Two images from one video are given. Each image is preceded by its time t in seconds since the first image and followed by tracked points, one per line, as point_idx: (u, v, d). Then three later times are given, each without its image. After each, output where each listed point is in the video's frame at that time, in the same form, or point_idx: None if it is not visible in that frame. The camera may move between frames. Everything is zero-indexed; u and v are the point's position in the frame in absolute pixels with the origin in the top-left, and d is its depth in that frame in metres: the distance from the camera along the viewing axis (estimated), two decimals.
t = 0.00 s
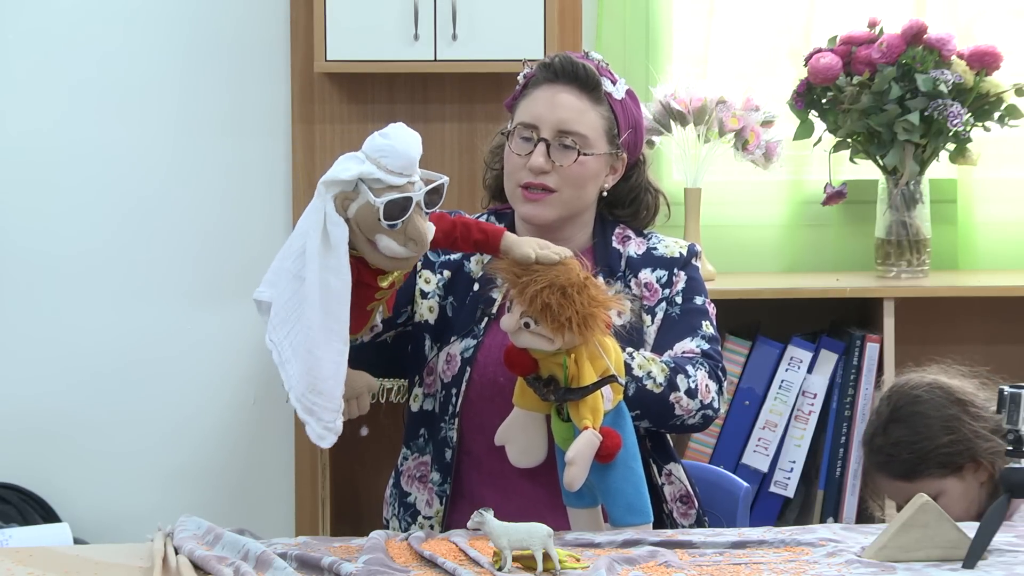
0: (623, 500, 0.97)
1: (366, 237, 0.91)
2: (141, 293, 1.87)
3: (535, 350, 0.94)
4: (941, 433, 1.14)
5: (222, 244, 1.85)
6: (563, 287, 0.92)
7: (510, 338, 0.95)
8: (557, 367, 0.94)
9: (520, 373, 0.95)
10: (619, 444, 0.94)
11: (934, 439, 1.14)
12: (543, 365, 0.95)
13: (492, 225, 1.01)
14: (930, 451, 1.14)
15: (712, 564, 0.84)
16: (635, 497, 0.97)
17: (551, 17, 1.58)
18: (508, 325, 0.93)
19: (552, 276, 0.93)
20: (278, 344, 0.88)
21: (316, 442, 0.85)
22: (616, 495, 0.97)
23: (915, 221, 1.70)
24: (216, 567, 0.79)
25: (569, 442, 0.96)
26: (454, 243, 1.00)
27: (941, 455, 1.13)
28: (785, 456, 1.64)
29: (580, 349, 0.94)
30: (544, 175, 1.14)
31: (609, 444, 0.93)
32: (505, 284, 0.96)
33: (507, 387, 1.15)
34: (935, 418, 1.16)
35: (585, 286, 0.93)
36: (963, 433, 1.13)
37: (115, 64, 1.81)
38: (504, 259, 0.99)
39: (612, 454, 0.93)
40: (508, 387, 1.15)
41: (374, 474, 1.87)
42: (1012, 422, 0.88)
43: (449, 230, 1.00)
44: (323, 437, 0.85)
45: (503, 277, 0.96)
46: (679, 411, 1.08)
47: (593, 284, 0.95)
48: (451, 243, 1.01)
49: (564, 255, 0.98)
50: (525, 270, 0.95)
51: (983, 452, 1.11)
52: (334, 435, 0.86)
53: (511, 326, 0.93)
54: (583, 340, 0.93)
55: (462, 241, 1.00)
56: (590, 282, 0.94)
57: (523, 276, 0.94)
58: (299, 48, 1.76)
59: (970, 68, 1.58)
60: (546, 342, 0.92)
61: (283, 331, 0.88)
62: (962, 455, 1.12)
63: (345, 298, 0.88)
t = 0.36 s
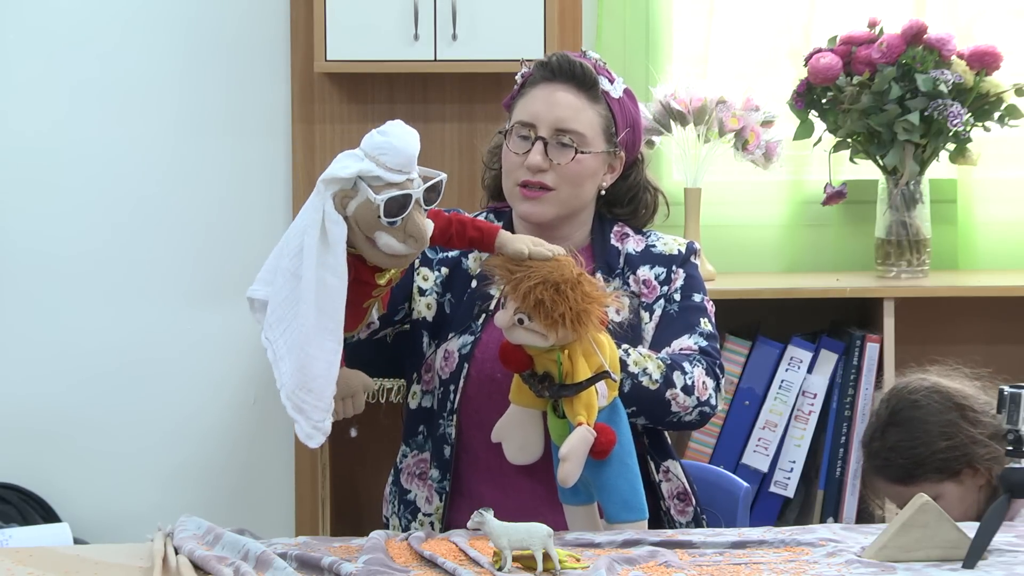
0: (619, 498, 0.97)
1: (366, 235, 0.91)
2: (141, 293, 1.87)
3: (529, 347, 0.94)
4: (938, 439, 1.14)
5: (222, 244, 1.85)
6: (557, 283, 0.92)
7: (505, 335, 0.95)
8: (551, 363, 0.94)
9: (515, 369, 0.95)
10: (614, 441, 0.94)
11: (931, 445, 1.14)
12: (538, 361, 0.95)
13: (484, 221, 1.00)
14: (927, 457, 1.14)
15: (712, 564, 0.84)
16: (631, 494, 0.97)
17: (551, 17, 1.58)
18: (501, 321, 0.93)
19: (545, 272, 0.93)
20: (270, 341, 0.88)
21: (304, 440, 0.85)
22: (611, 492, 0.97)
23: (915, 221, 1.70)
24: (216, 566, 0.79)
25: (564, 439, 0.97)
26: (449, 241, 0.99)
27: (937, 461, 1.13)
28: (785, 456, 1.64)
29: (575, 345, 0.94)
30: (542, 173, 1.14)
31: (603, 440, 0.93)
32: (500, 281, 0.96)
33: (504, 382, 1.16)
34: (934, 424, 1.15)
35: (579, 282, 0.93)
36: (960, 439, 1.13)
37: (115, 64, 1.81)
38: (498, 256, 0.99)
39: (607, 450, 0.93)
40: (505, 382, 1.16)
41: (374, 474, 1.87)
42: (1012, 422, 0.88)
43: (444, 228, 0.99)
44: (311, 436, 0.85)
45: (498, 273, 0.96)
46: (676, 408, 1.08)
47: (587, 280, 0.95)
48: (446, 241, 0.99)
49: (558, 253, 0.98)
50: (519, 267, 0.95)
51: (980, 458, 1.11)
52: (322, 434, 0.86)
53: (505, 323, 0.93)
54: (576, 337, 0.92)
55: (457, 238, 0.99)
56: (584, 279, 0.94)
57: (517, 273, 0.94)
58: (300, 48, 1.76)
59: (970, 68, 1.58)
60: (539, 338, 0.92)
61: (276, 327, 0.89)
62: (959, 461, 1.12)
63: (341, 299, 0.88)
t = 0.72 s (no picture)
0: (620, 498, 0.97)
1: (378, 240, 0.89)
2: (141, 293, 1.87)
3: (532, 346, 0.94)
4: (937, 444, 1.14)
5: (221, 244, 1.85)
6: (561, 282, 0.92)
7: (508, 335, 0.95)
8: (554, 362, 0.94)
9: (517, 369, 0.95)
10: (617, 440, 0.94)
11: (930, 450, 1.14)
12: (541, 361, 0.95)
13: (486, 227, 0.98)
14: (925, 461, 1.14)
15: (712, 564, 0.84)
16: (632, 493, 0.97)
17: (551, 17, 1.58)
18: (505, 320, 0.93)
19: (549, 271, 0.93)
20: (288, 365, 0.85)
21: (330, 460, 0.82)
22: (613, 492, 0.97)
23: (915, 221, 1.70)
24: (216, 566, 0.79)
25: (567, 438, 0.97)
26: (451, 250, 0.97)
27: (935, 466, 1.13)
28: (785, 456, 1.64)
29: (578, 344, 0.94)
30: (543, 174, 1.14)
31: (606, 439, 0.93)
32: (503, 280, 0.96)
33: (505, 387, 1.16)
34: (933, 428, 1.16)
35: (582, 281, 0.93)
36: (959, 444, 1.13)
37: (115, 64, 1.81)
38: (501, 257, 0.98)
39: (610, 449, 0.93)
40: (506, 387, 1.15)
41: (374, 474, 1.87)
42: (1012, 422, 0.87)
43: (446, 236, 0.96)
44: (336, 455, 0.82)
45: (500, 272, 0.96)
46: (677, 408, 1.08)
47: (590, 279, 0.95)
48: (449, 248, 0.97)
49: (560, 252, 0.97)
50: (522, 267, 0.95)
51: (978, 465, 1.11)
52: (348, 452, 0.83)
53: (509, 322, 0.93)
54: (580, 336, 0.93)
55: (460, 247, 0.96)
56: (587, 278, 0.94)
57: (520, 272, 0.94)
58: (300, 48, 1.76)
59: (970, 68, 1.58)
60: (543, 337, 0.92)
61: (293, 350, 0.85)
62: (956, 467, 1.12)
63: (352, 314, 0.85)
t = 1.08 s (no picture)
0: (624, 501, 0.97)
1: (408, 256, 0.89)
2: (141, 293, 1.87)
3: (535, 351, 0.94)
4: (947, 440, 1.14)
5: (222, 244, 1.85)
6: (561, 288, 0.91)
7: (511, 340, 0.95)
8: (557, 368, 0.94)
9: (520, 373, 0.95)
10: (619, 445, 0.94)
11: (939, 447, 1.14)
12: (543, 365, 0.95)
13: (495, 224, 0.98)
14: (935, 458, 1.14)
15: (712, 564, 0.84)
16: (635, 496, 0.98)
17: (551, 17, 1.59)
18: (507, 326, 0.93)
19: (550, 276, 0.92)
20: (305, 375, 0.81)
21: (353, 476, 0.79)
22: (617, 495, 0.97)
23: (915, 221, 1.70)
24: (216, 567, 0.79)
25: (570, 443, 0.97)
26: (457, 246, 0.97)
27: (946, 462, 1.13)
28: (785, 456, 1.64)
29: (580, 350, 0.94)
30: (548, 175, 1.13)
31: (609, 444, 0.93)
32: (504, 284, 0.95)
33: (507, 388, 1.15)
34: (943, 425, 1.15)
35: (583, 287, 0.93)
36: (970, 441, 1.13)
37: (115, 63, 1.81)
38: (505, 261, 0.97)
39: (613, 454, 0.93)
40: (508, 388, 1.15)
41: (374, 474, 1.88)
42: (1012, 423, 0.87)
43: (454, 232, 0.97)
44: (359, 471, 0.79)
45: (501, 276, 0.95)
46: (679, 410, 1.08)
47: (591, 284, 0.94)
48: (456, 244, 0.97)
49: (564, 256, 0.96)
50: (523, 271, 0.94)
51: (989, 461, 1.11)
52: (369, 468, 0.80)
53: (510, 328, 0.93)
54: (580, 342, 0.92)
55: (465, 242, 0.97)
56: (588, 283, 0.93)
57: (521, 277, 0.93)
58: (300, 48, 1.77)
59: (970, 68, 1.58)
60: (545, 343, 0.92)
61: (311, 360, 0.81)
62: (967, 463, 1.12)
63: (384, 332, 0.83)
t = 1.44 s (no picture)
0: (621, 502, 0.97)
1: (451, 264, 0.84)
2: (141, 293, 1.87)
3: (536, 348, 0.94)
4: (966, 428, 1.14)
5: (222, 245, 1.85)
6: (563, 288, 0.90)
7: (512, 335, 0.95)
8: (557, 365, 0.94)
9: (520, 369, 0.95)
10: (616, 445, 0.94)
11: (958, 434, 1.14)
12: (544, 363, 0.95)
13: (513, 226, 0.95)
14: (953, 445, 1.14)
15: (712, 564, 0.84)
16: (633, 498, 0.98)
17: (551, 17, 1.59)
18: (506, 320, 0.93)
19: (552, 274, 0.91)
20: (340, 385, 0.78)
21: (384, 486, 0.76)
22: (614, 496, 0.97)
23: (915, 221, 1.70)
24: (216, 567, 0.79)
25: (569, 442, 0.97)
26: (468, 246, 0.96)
27: (964, 450, 1.13)
28: (785, 456, 1.64)
29: (580, 348, 0.93)
30: (553, 175, 1.13)
31: (605, 444, 0.93)
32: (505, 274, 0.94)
33: (509, 389, 1.15)
34: (963, 414, 1.16)
35: (585, 286, 0.92)
36: (989, 430, 1.13)
37: (116, 64, 1.81)
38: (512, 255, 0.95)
39: (608, 455, 0.93)
40: (510, 390, 1.15)
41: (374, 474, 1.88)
42: (1012, 422, 0.87)
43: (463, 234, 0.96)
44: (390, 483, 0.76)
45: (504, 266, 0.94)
46: (681, 411, 1.08)
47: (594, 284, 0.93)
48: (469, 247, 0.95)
49: (570, 253, 0.94)
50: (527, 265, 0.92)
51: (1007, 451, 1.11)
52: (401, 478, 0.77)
53: (510, 323, 0.92)
54: (581, 341, 0.92)
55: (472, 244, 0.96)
56: (592, 282, 0.92)
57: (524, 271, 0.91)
58: (300, 48, 1.77)
59: (970, 68, 1.58)
60: (543, 340, 0.92)
61: (347, 371, 0.78)
62: (986, 452, 1.12)
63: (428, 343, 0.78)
